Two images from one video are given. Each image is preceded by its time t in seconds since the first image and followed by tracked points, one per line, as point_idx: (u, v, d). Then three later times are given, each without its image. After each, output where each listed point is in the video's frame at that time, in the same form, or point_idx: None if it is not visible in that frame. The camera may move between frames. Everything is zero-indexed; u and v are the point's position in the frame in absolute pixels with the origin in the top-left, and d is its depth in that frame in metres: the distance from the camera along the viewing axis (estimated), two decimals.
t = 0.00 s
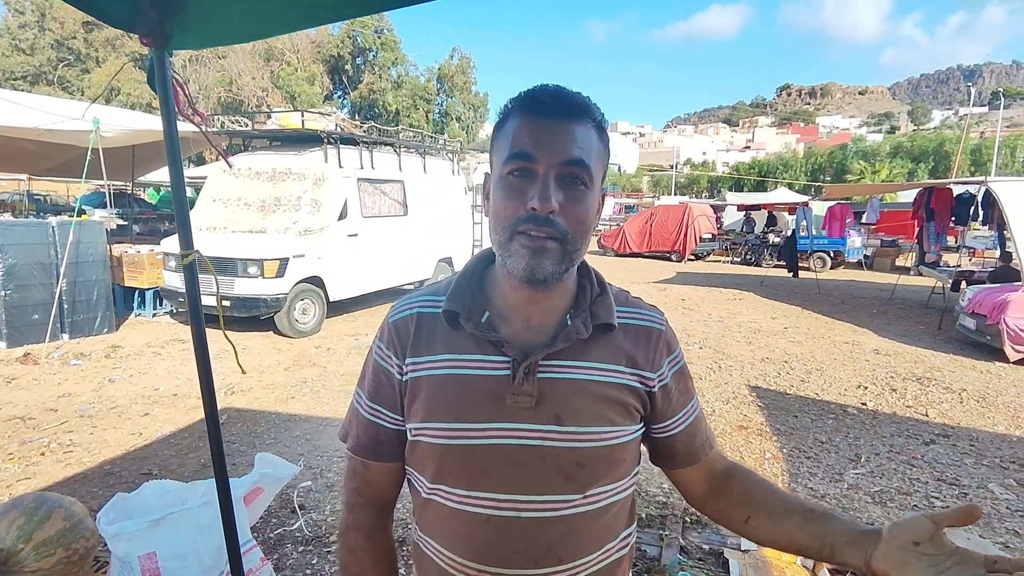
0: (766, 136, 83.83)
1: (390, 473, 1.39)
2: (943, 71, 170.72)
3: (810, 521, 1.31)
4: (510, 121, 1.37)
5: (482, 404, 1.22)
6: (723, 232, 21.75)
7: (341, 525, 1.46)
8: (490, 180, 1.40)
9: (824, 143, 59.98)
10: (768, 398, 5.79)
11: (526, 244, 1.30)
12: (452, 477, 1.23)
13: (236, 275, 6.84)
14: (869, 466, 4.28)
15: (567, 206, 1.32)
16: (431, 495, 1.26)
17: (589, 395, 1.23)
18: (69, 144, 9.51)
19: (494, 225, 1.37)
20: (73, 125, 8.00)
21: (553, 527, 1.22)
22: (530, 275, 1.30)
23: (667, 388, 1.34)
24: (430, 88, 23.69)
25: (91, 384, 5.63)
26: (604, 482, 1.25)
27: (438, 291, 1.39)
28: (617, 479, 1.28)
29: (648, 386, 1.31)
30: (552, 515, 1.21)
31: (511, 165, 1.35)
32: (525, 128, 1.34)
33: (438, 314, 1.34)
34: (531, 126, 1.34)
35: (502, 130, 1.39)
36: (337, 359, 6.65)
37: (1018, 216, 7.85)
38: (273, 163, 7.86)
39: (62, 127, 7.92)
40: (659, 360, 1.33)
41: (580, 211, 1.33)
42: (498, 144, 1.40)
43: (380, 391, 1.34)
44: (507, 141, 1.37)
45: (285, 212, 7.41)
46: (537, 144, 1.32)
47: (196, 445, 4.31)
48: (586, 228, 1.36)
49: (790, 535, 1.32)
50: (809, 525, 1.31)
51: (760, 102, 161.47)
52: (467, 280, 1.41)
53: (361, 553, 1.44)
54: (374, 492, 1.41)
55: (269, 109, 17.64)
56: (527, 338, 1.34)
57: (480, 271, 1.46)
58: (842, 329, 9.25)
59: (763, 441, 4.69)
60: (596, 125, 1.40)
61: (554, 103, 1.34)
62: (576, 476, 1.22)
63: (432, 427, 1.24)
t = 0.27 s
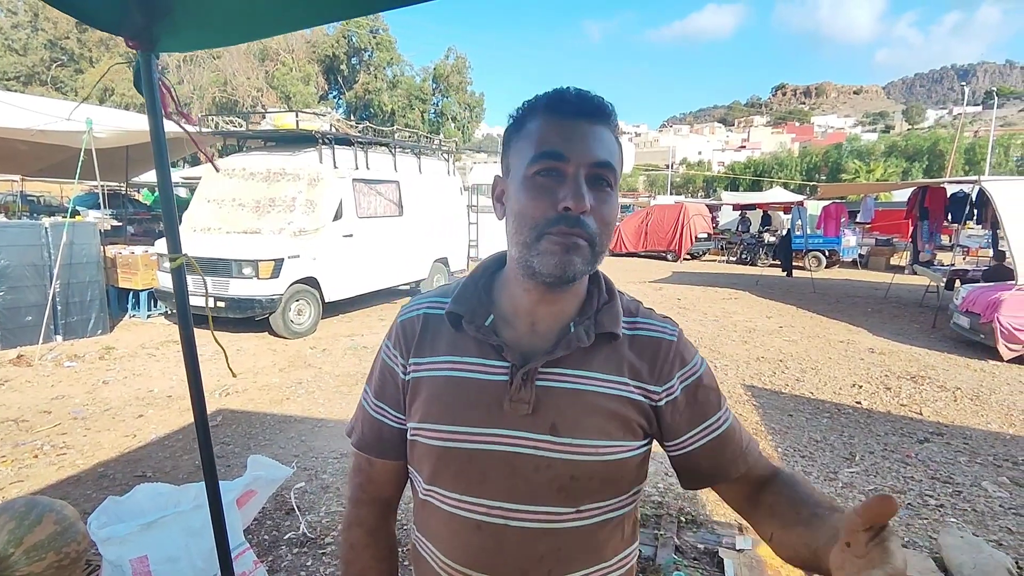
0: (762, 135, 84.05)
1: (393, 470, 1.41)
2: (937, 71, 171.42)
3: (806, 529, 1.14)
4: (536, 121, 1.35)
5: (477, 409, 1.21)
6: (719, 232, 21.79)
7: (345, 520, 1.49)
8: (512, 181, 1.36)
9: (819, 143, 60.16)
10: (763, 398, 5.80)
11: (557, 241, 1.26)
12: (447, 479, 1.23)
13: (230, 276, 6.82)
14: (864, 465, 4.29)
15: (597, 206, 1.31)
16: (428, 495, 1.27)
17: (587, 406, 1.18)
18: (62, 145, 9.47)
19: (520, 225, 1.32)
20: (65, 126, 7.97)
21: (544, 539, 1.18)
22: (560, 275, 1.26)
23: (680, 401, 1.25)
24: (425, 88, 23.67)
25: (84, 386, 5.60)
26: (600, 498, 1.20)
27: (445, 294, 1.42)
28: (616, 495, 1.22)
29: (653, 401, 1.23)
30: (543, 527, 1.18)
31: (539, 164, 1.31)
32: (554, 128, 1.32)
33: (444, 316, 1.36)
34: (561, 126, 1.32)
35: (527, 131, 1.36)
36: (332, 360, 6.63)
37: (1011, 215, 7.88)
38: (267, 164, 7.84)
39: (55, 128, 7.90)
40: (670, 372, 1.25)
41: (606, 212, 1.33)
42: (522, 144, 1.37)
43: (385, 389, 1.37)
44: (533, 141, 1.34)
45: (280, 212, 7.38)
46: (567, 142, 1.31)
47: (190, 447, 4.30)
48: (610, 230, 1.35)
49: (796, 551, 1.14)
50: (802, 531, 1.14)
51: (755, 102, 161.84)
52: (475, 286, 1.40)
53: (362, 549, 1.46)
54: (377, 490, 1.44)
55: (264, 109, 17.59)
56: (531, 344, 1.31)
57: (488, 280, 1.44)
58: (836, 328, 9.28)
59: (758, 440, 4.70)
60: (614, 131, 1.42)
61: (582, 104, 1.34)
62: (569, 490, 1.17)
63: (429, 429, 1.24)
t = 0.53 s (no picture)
0: (757, 135, 84.22)
1: (404, 458, 1.45)
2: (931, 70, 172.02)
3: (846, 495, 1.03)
4: (541, 109, 1.34)
5: (476, 407, 1.21)
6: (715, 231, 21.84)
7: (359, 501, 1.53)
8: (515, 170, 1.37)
9: (814, 142, 60.37)
10: (758, 395, 5.82)
11: (547, 236, 1.26)
12: (446, 472, 1.24)
13: (226, 276, 6.81)
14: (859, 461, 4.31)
15: (594, 198, 1.27)
16: (429, 486, 1.29)
17: (586, 411, 1.15)
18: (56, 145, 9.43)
19: (517, 215, 1.33)
20: (59, 126, 7.93)
21: (534, 543, 1.16)
22: (548, 271, 1.25)
23: (697, 410, 1.16)
24: (421, 87, 23.65)
25: (79, 387, 5.58)
26: (596, 507, 1.15)
27: (455, 286, 1.44)
28: (614, 504, 1.17)
29: (663, 408, 1.16)
30: (534, 531, 1.16)
31: (538, 153, 1.31)
32: (554, 116, 1.30)
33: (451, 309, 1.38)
34: (561, 114, 1.30)
35: (532, 119, 1.36)
36: (329, 360, 6.62)
37: (1005, 213, 7.92)
38: (262, 163, 7.82)
39: (48, 128, 7.87)
40: (683, 378, 1.16)
41: (606, 204, 1.28)
42: (526, 132, 1.37)
43: (398, 377, 1.41)
44: (535, 128, 1.33)
45: (275, 212, 7.36)
46: (566, 131, 1.28)
47: (186, 447, 4.28)
48: (613, 224, 1.30)
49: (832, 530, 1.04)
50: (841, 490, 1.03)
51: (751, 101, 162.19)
52: (484, 279, 1.42)
53: (372, 530, 1.49)
54: (389, 474, 1.48)
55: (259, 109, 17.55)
56: (535, 343, 1.29)
57: (499, 272, 1.45)
58: (832, 326, 9.31)
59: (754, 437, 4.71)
60: (631, 121, 1.35)
61: (587, 90, 1.30)
62: (563, 495, 1.15)
63: (431, 421, 1.26)
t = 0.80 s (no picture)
0: (754, 133, 84.36)
1: (409, 470, 1.45)
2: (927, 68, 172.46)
3: None
4: (544, 137, 1.25)
5: (484, 435, 1.21)
6: (711, 229, 21.89)
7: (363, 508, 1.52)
8: (519, 204, 1.28)
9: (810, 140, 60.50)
10: (755, 393, 5.84)
11: (562, 287, 1.21)
12: (454, 496, 1.25)
13: (222, 276, 6.79)
14: (855, 459, 4.33)
15: (608, 241, 1.21)
16: (438, 505, 1.30)
17: (595, 443, 1.15)
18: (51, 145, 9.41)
19: (524, 257, 1.26)
20: (54, 126, 7.91)
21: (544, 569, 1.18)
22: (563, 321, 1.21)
23: (696, 446, 1.19)
24: (417, 86, 23.64)
25: (76, 388, 5.57)
26: (607, 532, 1.18)
27: (458, 302, 1.41)
28: (623, 530, 1.19)
29: (671, 442, 1.17)
30: (543, 557, 1.17)
31: (545, 192, 1.23)
32: (562, 151, 1.22)
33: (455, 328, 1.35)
34: (569, 148, 1.21)
35: (535, 147, 1.26)
36: (326, 360, 6.62)
37: (1000, 210, 7.95)
38: (258, 163, 7.80)
39: (43, 128, 7.83)
40: (690, 414, 1.18)
41: (622, 245, 1.22)
42: (529, 161, 1.28)
43: (402, 394, 1.40)
44: (540, 162, 1.25)
45: (272, 212, 7.34)
46: (576, 169, 1.21)
47: (183, 448, 4.28)
48: (628, 262, 1.25)
49: None
50: None
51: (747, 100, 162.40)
52: (487, 299, 1.38)
53: (375, 540, 1.49)
54: (394, 484, 1.47)
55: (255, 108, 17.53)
56: (542, 369, 1.28)
57: (503, 291, 1.41)
58: (828, 324, 9.34)
59: (752, 435, 4.73)
60: (642, 139, 1.27)
61: (596, 120, 1.21)
62: (573, 524, 1.16)
63: (437, 445, 1.26)
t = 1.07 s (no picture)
0: (751, 132, 84.45)
1: (407, 477, 1.45)
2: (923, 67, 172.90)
3: None
4: (534, 145, 1.24)
5: (492, 442, 1.21)
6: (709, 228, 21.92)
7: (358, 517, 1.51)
8: (512, 211, 1.29)
9: (807, 139, 60.60)
10: (753, 391, 5.85)
11: (557, 295, 1.22)
12: (461, 503, 1.25)
13: (220, 275, 6.78)
14: (852, 456, 4.34)
15: (603, 249, 1.21)
16: (444, 513, 1.31)
17: (605, 447, 1.16)
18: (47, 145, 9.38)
19: (520, 265, 1.27)
20: (50, 126, 7.88)
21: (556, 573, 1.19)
22: (561, 328, 1.22)
23: (703, 443, 1.21)
24: (414, 85, 23.62)
25: (73, 388, 5.55)
26: (619, 531, 1.20)
27: (456, 306, 1.40)
28: (633, 529, 1.21)
29: (679, 440, 1.19)
30: (554, 561, 1.18)
31: (537, 202, 1.24)
32: (553, 159, 1.22)
33: (455, 333, 1.34)
34: (560, 157, 1.21)
35: (525, 155, 1.26)
36: (324, 359, 6.61)
37: (996, 208, 7.97)
38: (255, 163, 7.79)
39: (38, 128, 7.80)
40: (698, 413, 1.19)
41: (617, 252, 1.22)
42: (520, 170, 1.28)
43: (400, 401, 1.39)
44: (531, 170, 1.25)
45: (269, 212, 7.33)
46: (567, 179, 1.21)
47: (181, 448, 4.27)
48: (624, 268, 1.25)
49: None
50: None
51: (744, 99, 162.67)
52: (486, 303, 1.37)
53: (371, 548, 1.48)
54: (391, 491, 1.47)
55: (252, 108, 17.47)
56: (546, 373, 1.28)
57: (502, 291, 1.41)
58: (826, 322, 9.36)
59: (749, 432, 4.74)
60: (636, 141, 1.26)
61: (586, 126, 1.20)
62: (583, 527, 1.17)
63: (442, 453, 1.26)
